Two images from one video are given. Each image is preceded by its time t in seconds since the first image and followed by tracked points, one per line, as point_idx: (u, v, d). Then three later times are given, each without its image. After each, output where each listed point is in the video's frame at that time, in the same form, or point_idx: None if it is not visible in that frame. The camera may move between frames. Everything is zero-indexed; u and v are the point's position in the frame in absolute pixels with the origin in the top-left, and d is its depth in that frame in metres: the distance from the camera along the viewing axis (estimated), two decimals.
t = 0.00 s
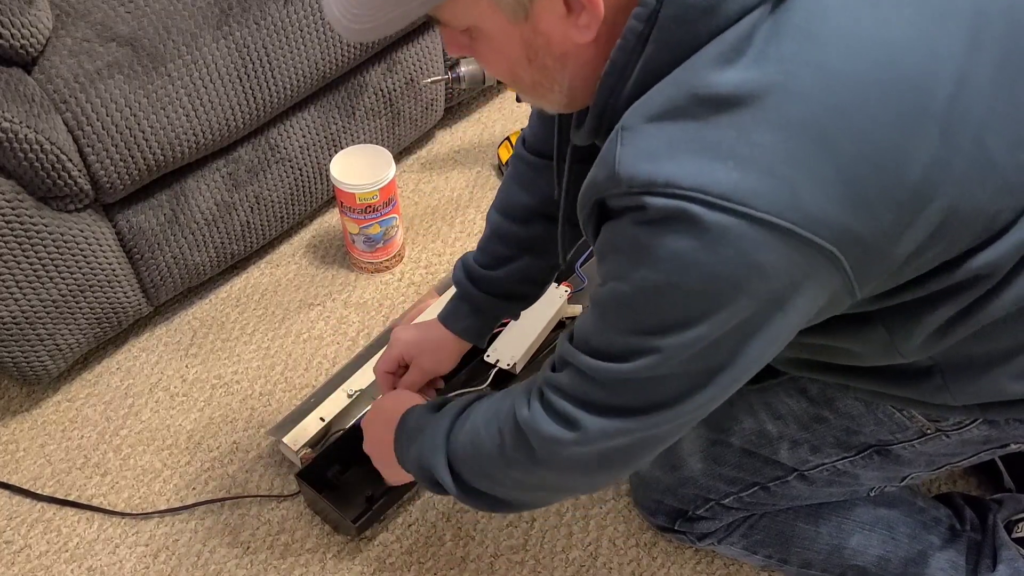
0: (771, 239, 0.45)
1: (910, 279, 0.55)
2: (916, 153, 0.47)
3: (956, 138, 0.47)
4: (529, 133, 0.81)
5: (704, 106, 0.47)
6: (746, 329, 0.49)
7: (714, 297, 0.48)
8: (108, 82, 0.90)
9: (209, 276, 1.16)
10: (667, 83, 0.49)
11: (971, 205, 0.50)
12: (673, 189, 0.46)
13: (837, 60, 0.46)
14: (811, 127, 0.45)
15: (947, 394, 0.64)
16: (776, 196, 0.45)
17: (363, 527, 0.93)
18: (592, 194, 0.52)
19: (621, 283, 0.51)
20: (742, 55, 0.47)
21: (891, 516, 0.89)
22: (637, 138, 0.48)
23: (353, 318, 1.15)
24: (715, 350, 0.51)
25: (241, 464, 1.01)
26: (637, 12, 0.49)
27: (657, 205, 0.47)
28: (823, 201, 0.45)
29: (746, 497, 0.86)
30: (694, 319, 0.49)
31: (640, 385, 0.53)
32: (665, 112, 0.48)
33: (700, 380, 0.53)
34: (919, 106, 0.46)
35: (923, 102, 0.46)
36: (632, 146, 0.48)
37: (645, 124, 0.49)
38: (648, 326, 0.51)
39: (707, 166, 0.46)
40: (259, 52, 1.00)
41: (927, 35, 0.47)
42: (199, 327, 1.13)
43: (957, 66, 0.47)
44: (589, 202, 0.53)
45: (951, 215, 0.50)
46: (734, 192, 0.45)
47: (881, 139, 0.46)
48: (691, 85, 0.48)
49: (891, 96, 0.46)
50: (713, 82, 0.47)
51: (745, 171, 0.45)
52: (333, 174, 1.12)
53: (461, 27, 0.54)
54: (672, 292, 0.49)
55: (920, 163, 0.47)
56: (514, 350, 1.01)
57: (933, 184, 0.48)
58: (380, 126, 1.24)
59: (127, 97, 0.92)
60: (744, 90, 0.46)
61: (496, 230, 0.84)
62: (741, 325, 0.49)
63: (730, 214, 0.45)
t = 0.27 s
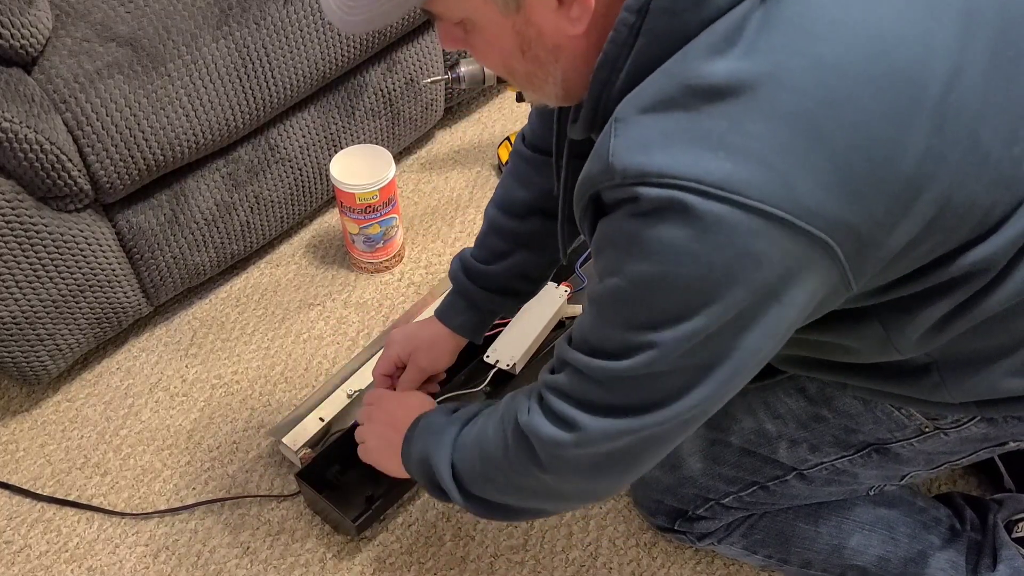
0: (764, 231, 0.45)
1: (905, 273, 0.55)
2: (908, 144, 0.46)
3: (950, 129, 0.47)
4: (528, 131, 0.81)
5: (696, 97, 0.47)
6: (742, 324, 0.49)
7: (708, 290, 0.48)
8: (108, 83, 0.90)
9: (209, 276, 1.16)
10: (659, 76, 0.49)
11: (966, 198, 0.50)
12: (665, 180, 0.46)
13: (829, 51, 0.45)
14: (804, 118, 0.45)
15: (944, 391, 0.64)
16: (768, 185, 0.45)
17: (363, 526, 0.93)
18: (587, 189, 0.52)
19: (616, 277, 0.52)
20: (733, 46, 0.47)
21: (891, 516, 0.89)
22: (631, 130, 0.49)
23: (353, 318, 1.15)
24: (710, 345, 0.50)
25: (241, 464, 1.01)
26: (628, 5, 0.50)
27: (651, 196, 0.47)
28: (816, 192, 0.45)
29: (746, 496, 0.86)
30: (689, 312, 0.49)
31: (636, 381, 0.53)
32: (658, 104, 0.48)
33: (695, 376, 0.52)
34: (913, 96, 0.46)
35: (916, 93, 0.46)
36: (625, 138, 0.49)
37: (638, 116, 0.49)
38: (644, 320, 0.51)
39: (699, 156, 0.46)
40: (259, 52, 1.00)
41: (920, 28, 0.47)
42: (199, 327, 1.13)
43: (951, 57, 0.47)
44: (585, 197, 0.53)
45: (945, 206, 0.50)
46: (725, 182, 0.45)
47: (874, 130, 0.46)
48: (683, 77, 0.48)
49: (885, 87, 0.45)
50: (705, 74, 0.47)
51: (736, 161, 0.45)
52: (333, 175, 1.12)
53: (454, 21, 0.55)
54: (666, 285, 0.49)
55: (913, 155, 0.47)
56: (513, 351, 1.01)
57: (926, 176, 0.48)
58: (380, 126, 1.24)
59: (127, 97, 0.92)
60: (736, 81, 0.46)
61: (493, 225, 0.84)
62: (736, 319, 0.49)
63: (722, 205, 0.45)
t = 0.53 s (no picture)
0: (760, 236, 0.45)
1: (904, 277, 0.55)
2: (907, 150, 0.46)
3: (948, 135, 0.47)
4: (526, 129, 0.81)
5: (693, 104, 0.47)
6: (737, 327, 0.49)
7: (703, 295, 0.48)
8: (108, 82, 0.90)
9: (209, 276, 1.16)
10: (657, 83, 0.49)
11: (964, 202, 0.50)
12: (663, 186, 0.46)
13: (826, 58, 0.45)
14: (801, 125, 0.45)
15: (945, 393, 0.64)
16: (766, 191, 0.45)
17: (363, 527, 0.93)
18: (586, 193, 0.52)
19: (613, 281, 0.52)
20: (730, 55, 0.47)
21: (891, 516, 0.89)
22: (628, 137, 0.49)
23: (353, 318, 1.15)
24: (705, 349, 0.50)
25: (241, 464, 1.01)
26: (627, 11, 0.50)
27: (647, 201, 0.47)
28: (813, 198, 0.45)
29: (746, 497, 0.86)
30: (684, 316, 0.49)
31: (632, 384, 0.53)
32: (656, 110, 0.48)
33: (691, 378, 0.52)
34: (911, 103, 0.46)
35: (914, 98, 0.46)
36: (623, 145, 0.49)
37: (635, 122, 0.49)
38: (639, 324, 0.51)
39: (696, 163, 0.46)
40: (259, 52, 1.00)
41: (920, 34, 0.46)
42: (199, 327, 1.13)
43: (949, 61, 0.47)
44: (583, 201, 0.53)
45: (943, 211, 0.50)
46: (722, 189, 0.45)
47: (872, 137, 0.46)
48: (681, 83, 0.48)
49: (883, 94, 0.46)
50: (702, 81, 0.47)
51: (733, 168, 0.45)
52: (333, 175, 1.12)
53: (455, 26, 0.54)
54: (661, 289, 0.49)
55: (911, 160, 0.47)
56: (514, 351, 1.01)
57: (924, 181, 0.48)
58: (379, 126, 1.24)
59: (127, 97, 0.92)
60: (733, 89, 0.46)
61: (492, 222, 0.84)
62: (732, 323, 0.49)
63: (719, 211, 0.45)
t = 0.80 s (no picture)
0: (760, 236, 0.45)
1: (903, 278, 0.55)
2: (906, 151, 0.46)
3: (947, 135, 0.47)
4: (528, 136, 0.82)
5: (692, 105, 0.47)
6: (737, 328, 0.49)
7: (703, 295, 0.48)
8: (109, 82, 0.90)
9: (209, 276, 1.16)
10: (656, 83, 0.49)
11: (964, 202, 0.50)
12: (662, 187, 0.46)
13: (824, 58, 0.45)
14: (801, 125, 0.45)
15: (945, 393, 0.64)
16: (765, 193, 0.45)
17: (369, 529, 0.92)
18: (585, 194, 0.52)
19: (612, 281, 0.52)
20: (729, 55, 0.47)
21: (891, 516, 0.89)
22: (628, 137, 0.49)
23: (353, 318, 1.15)
24: (705, 349, 0.50)
25: (241, 464, 1.01)
26: (625, 12, 0.50)
27: (648, 202, 0.47)
28: (813, 199, 0.45)
29: (746, 497, 0.86)
30: (684, 317, 0.49)
31: (631, 384, 0.53)
32: (655, 111, 0.48)
33: (691, 379, 0.52)
34: (910, 103, 0.46)
35: (912, 99, 0.46)
36: (622, 145, 0.49)
37: (635, 123, 0.49)
38: (639, 324, 0.51)
39: (695, 164, 0.46)
40: (259, 52, 1.00)
41: (918, 35, 0.46)
42: (199, 327, 1.13)
43: (947, 63, 0.47)
44: (583, 201, 0.53)
45: (941, 212, 0.50)
46: (722, 189, 0.45)
47: (871, 137, 0.46)
48: (680, 84, 0.48)
49: (882, 94, 0.46)
50: (701, 82, 0.47)
51: (733, 168, 0.45)
52: (333, 175, 1.12)
53: (454, 30, 0.54)
54: (661, 289, 0.49)
55: (910, 161, 0.47)
56: (515, 351, 1.01)
57: (923, 181, 0.48)
58: (380, 126, 1.24)
59: (127, 97, 0.92)
60: (732, 89, 0.46)
61: (496, 231, 0.84)
62: (731, 324, 0.49)
63: (718, 212, 0.45)
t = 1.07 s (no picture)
0: (761, 239, 0.45)
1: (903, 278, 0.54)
2: (905, 151, 0.46)
3: (946, 135, 0.47)
4: (527, 133, 0.82)
5: (691, 106, 0.47)
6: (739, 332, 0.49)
7: (706, 299, 0.48)
8: (109, 82, 0.90)
9: (209, 276, 1.16)
10: (655, 85, 0.49)
11: (963, 202, 0.50)
12: (661, 189, 0.46)
13: (823, 59, 0.45)
14: (800, 126, 0.45)
15: (944, 393, 0.64)
16: (764, 194, 0.45)
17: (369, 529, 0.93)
18: (585, 198, 0.52)
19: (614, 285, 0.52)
20: (727, 56, 0.47)
21: (891, 516, 0.89)
22: (628, 140, 0.49)
23: (353, 317, 1.15)
24: (706, 353, 0.50)
25: (241, 464, 1.01)
26: (622, 14, 0.49)
27: (648, 205, 0.47)
28: (812, 199, 0.45)
29: (745, 497, 0.86)
30: (686, 321, 0.49)
31: (633, 387, 0.53)
32: (654, 112, 0.48)
33: (694, 384, 0.52)
34: (908, 103, 0.46)
35: (911, 100, 0.46)
36: (621, 147, 0.49)
37: (634, 124, 0.49)
38: (641, 329, 0.51)
39: (694, 166, 0.46)
40: (259, 52, 1.00)
41: (916, 35, 0.46)
42: (199, 327, 1.13)
43: (946, 63, 0.47)
44: (583, 205, 0.53)
45: (941, 213, 0.50)
46: (722, 190, 0.45)
47: (870, 137, 0.46)
48: (679, 85, 0.48)
49: (880, 95, 0.45)
50: (700, 83, 0.47)
51: (732, 169, 0.45)
52: (333, 175, 1.12)
53: (452, 30, 0.54)
54: (663, 293, 0.49)
55: (910, 161, 0.47)
56: (515, 351, 1.01)
57: (922, 182, 0.48)
58: (380, 126, 1.24)
59: (127, 97, 0.92)
60: (730, 90, 0.46)
61: (494, 226, 0.84)
62: (733, 327, 0.49)
63: (718, 213, 0.45)
